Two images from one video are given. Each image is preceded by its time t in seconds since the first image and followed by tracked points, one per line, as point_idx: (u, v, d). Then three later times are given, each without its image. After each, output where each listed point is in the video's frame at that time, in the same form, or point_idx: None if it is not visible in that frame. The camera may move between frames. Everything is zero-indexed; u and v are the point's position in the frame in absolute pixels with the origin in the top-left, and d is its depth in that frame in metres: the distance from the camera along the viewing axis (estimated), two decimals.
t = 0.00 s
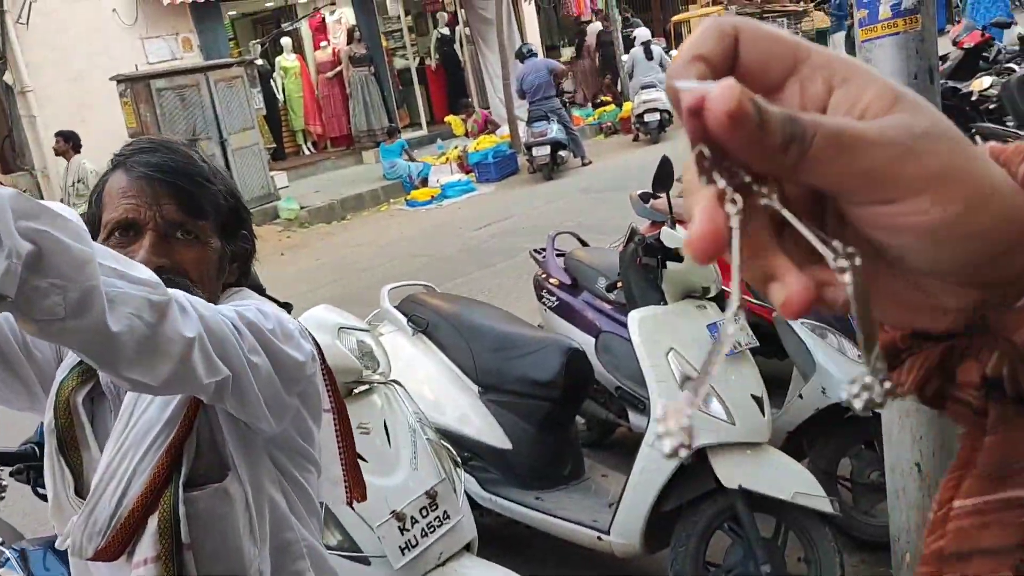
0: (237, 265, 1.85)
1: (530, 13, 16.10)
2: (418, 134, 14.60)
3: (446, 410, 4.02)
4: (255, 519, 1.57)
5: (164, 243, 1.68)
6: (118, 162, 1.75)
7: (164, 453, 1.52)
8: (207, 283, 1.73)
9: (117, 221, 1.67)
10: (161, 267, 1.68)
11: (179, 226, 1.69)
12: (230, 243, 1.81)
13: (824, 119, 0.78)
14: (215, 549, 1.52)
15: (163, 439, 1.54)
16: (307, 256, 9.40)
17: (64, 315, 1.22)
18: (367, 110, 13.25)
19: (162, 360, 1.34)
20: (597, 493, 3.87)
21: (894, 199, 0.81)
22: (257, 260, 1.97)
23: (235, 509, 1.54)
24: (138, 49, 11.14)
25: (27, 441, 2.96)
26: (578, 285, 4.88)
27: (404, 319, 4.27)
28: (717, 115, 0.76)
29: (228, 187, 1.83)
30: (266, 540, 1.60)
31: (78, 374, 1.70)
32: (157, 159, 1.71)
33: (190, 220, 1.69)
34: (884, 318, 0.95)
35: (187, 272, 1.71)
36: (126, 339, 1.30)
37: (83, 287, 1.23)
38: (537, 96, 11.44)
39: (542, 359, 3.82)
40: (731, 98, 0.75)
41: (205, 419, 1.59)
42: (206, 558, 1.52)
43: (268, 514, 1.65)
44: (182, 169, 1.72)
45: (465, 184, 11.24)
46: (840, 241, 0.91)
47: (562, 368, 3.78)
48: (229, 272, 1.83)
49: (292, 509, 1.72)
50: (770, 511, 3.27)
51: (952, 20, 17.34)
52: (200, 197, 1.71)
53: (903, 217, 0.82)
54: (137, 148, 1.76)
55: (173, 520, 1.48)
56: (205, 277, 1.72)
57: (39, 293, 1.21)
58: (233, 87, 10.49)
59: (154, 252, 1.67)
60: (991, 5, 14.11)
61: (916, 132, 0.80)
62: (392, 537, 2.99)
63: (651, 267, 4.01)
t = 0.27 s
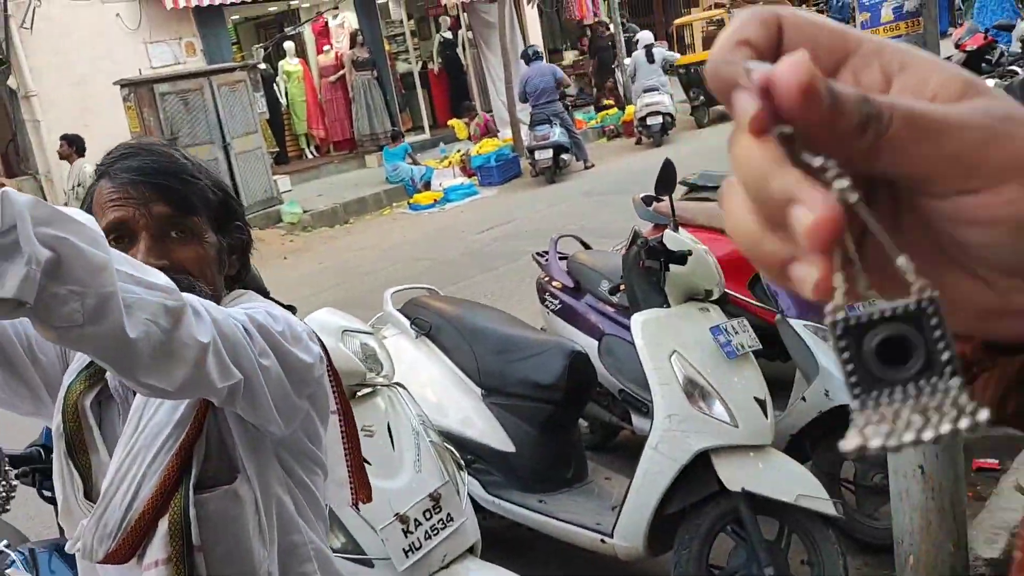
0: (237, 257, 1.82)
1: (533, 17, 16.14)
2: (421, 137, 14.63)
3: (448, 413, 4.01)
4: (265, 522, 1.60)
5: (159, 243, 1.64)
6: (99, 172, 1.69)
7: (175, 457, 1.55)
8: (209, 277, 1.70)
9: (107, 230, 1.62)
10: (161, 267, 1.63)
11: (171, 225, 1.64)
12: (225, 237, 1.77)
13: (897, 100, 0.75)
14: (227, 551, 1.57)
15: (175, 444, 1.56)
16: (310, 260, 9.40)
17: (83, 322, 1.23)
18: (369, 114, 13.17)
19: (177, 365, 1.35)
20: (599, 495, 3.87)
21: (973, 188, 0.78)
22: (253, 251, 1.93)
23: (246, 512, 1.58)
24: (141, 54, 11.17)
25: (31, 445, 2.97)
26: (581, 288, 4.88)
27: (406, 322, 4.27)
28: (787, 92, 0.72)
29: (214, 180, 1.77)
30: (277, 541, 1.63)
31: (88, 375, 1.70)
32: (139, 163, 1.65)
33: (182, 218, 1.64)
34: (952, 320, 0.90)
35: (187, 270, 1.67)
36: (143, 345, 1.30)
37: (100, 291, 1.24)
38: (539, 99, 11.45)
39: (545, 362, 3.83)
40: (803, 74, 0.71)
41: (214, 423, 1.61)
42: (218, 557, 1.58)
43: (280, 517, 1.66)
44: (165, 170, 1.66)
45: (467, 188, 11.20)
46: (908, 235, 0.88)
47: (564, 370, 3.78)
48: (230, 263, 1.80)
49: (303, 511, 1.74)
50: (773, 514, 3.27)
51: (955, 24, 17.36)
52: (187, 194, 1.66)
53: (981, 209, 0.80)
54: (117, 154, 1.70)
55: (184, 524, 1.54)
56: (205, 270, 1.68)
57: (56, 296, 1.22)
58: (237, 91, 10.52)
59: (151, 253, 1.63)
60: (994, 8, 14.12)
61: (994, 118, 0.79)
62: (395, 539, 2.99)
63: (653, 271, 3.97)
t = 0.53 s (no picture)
0: (264, 267, 1.84)
1: (546, 21, 16.18)
2: (435, 142, 14.68)
3: (465, 416, 4.00)
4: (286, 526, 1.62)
5: (191, 249, 1.70)
6: (141, 171, 1.77)
7: (199, 458, 1.54)
8: (235, 285, 1.75)
9: (144, 229, 1.69)
10: (189, 271, 1.70)
11: (204, 231, 1.71)
12: (257, 247, 1.82)
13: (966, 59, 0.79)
14: (247, 554, 1.58)
15: (199, 444, 1.55)
16: (325, 265, 9.44)
17: (115, 331, 1.23)
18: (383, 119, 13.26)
19: (209, 373, 1.35)
20: (615, 498, 3.89)
21: None
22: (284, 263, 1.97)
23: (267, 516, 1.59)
24: (158, 60, 11.27)
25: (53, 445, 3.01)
26: (596, 292, 4.90)
27: (422, 325, 4.30)
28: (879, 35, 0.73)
29: (252, 191, 1.83)
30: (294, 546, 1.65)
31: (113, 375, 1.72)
32: (180, 167, 1.72)
33: (215, 225, 1.70)
34: None
35: (216, 276, 1.73)
36: (174, 352, 1.31)
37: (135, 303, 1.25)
38: (553, 103, 11.47)
39: (561, 365, 3.85)
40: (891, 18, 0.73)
41: (238, 425, 1.61)
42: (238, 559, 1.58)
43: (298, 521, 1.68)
44: (204, 176, 1.73)
45: (480, 192, 11.23)
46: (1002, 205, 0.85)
47: (580, 373, 3.80)
48: (259, 272, 1.84)
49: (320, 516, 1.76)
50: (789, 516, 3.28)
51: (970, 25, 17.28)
52: (222, 202, 1.72)
53: None
54: (160, 156, 1.77)
55: (204, 524, 1.53)
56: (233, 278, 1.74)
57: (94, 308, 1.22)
58: (252, 97, 10.59)
59: (182, 257, 1.69)
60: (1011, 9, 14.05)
61: None
62: (412, 541, 3.01)
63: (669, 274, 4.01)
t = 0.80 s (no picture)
0: (297, 264, 1.85)
1: (571, 23, 16.16)
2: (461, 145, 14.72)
3: (493, 418, 3.98)
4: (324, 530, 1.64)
5: (227, 251, 1.70)
6: (170, 177, 1.76)
7: (240, 463, 1.54)
8: (272, 284, 1.75)
9: (178, 235, 1.69)
10: (228, 273, 1.69)
11: (239, 233, 1.70)
12: (289, 245, 1.82)
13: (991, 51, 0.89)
14: (286, 558, 1.59)
15: (241, 448, 1.55)
16: (352, 267, 9.48)
17: (185, 357, 1.24)
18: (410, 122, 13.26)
19: (273, 397, 1.38)
20: (644, 501, 3.87)
21: None
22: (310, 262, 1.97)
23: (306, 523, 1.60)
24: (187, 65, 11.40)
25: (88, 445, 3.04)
26: (623, 293, 4.89)
27: (449, 327, 4.30)
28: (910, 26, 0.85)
29: (279, 190, 1.83)
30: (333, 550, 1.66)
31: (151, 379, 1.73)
32: (210, 171, 1.72)
33: (249, 226, 1.70)
34: None
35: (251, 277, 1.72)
36: (241, 379, 1.33)
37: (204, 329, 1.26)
38: (580, 105, 11.45)
39: (589, 367, 3.83)
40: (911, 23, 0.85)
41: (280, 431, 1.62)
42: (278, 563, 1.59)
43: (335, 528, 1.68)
44: (235, 179, 1.73)
45: (506, 195, 11.23)
46: None
47: (608, 375, 3.78)
48: (291, 270, 1.84)
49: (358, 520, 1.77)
50: (821, 520, 3.25)
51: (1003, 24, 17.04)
52: (253, 203, 1.73)
53: None
54: (186, 162, 1.77)
55: (246, 528, 1.54)
56: (269, 278, 1.74)
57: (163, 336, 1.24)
58: (280, 101, 10.68)
59: (219, 258, 1.69)
60: None
61: None
62: (442, 542, 3.02)
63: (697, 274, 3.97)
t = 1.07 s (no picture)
0: (337, 267, 1.81)
1: (607, 20, 16.08)
2: (496, 143, 14.73)
3: (529, 416, 3.97)
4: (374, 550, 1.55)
5: (270, 249, 1.65)
6: (218, 173, 1.73)
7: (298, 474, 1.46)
8: (314, 288, 1.69)
9: (223, 233, 1.66)
10: (270, 273, 1.63)
11: (283, 233, 1.66)
12: (332, 247, 1.78)
13: None
14: None
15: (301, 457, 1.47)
16: (388, 265, 9.52)
17: (338, 454, 1.22)
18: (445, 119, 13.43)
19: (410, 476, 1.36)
20: (684, 501, 3.82)
21: None
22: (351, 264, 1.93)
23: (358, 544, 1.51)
24: (226, 65, 11.53)
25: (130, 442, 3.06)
26: (662, 291, 4.84)
27: (486, 326, 4.28)
28: None
29: (327, 192, 1.79)
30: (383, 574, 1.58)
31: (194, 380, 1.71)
32: (258, 170, 1.69)
33: (293, 226, 1.66)
34: None
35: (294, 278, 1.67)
36: (389, 469, 1.31)
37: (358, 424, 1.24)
38: (617, 102, 11.37)
39: (627, 364, 3.78)
40: None
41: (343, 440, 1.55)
42: None
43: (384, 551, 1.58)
44: (281, 177, 1.69)
45: (541, 193, 11.19)
46: None
47: (647, 374, 3.73)
48: (331, 272, 1.78)
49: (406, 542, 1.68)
50: (865, 522, 3.18)
51: None
52: (298, 202, 1.69)
53: None
54: (235, 160, 1.74)
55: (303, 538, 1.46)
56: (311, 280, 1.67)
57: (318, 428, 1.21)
58: (317, 100, 10.76)
59: (263, 257, 1.64)
60: None
61: None
62: (481, 540, 3.00)
63: (739, 272, 3.92)
